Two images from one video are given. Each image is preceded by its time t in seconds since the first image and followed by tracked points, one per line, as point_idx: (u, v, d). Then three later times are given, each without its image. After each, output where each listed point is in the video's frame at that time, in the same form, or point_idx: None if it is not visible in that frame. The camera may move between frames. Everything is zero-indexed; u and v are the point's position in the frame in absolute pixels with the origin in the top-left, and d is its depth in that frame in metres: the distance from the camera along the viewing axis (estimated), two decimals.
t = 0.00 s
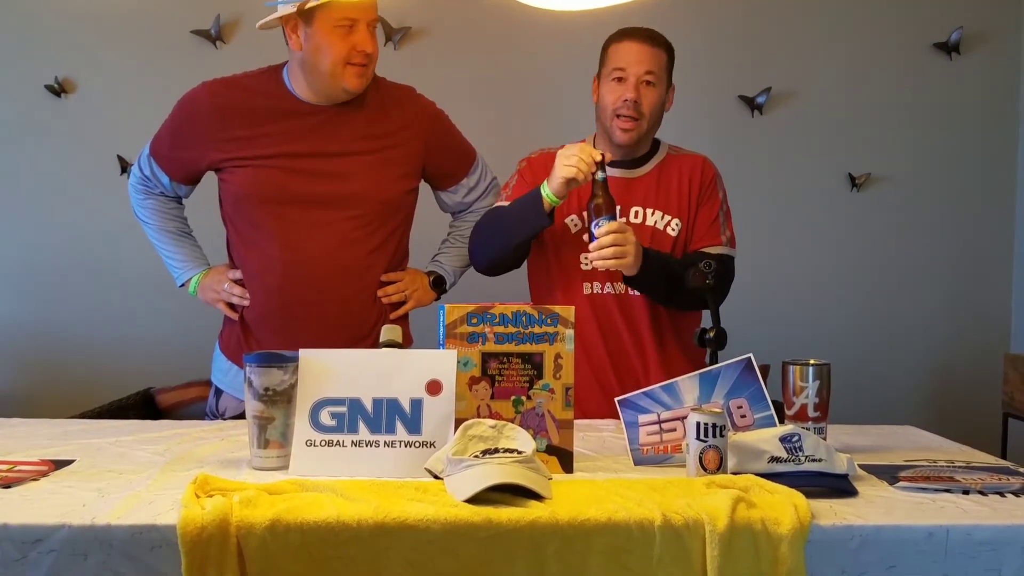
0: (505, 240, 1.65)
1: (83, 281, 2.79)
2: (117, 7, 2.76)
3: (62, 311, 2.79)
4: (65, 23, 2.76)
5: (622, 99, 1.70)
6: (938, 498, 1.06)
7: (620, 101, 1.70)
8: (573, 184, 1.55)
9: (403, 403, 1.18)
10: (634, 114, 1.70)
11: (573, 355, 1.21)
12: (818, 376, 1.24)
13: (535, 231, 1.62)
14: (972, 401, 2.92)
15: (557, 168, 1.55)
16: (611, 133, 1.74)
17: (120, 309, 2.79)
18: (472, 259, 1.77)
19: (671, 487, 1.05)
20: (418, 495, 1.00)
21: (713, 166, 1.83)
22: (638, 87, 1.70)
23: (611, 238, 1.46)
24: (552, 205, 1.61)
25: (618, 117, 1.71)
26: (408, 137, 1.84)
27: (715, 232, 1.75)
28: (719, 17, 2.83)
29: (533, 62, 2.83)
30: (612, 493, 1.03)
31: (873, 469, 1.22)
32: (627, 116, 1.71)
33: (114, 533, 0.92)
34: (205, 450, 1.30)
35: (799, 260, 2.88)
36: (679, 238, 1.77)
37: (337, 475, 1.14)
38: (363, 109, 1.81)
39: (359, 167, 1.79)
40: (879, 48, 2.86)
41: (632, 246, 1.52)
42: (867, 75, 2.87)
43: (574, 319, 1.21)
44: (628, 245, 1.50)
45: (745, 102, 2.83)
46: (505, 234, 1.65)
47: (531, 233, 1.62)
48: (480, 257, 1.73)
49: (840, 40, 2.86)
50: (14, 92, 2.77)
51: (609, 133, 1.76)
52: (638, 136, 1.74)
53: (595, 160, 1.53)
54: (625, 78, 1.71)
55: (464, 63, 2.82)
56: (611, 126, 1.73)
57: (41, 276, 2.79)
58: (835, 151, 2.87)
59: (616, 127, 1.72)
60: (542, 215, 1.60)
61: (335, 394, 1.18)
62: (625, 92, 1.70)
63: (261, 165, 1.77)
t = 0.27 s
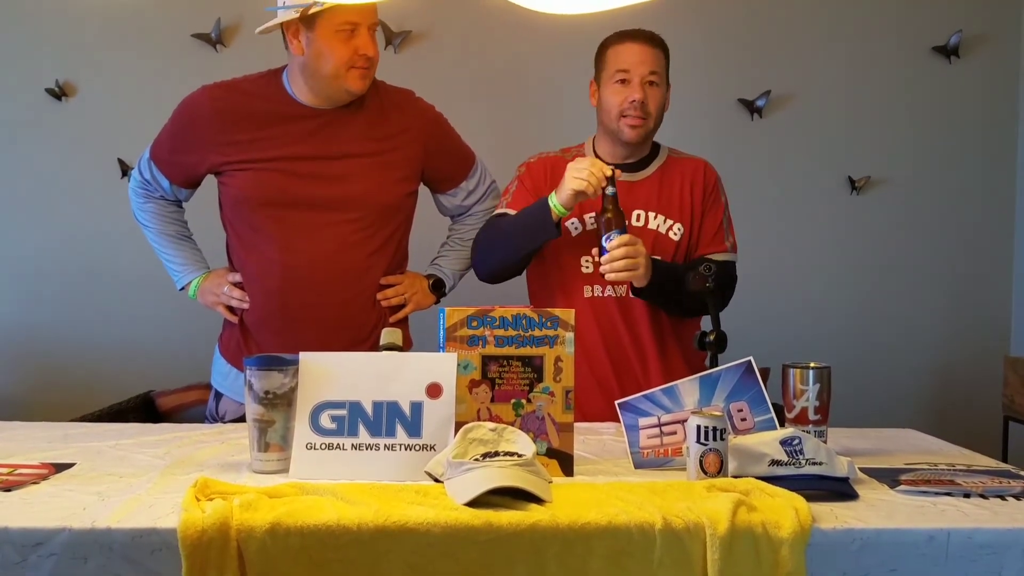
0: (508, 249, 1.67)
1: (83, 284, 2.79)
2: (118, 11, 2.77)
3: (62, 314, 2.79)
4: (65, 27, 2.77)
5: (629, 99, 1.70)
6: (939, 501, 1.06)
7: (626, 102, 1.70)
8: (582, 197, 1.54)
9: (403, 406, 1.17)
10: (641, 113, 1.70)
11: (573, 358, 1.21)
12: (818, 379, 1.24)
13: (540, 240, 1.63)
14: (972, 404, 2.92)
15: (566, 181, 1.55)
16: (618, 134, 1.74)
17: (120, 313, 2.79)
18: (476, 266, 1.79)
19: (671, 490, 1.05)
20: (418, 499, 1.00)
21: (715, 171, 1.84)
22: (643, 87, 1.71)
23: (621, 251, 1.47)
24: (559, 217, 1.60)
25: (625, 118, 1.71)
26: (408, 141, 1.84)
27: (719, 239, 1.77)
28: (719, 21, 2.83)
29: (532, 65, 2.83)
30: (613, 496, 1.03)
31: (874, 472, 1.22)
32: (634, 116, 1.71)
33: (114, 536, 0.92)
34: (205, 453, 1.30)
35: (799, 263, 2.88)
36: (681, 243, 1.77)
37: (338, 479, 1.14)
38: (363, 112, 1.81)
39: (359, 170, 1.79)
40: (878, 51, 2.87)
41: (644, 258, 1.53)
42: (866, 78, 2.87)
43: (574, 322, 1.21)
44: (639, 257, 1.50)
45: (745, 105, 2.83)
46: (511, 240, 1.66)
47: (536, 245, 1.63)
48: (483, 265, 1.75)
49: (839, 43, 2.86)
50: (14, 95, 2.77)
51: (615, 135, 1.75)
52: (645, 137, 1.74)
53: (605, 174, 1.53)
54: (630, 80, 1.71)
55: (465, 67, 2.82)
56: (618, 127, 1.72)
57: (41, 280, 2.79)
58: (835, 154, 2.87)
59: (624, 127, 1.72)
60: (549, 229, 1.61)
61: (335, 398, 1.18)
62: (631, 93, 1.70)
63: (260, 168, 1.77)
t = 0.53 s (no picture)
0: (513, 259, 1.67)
1: (85, 289, 2.79)
2: (121, 19, 2.78)
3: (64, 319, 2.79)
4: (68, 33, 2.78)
5: (630, 104, 1.70)
6: (941, 507, 1.05)
7: (627, 108, 1.71)
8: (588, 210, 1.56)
9: (405, 412, 1.18)
10: (643, 116, 1.70)
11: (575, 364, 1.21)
12: (820, 386, 1.24)
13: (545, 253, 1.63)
14: (974, 410, 2.91)
15: (572, 194, 1.57)
16: (622, 139, 1.73)
17: (122, 318, 2.80)
18: (478, 274, 1.78)
19: (673, 497, 1.05)
20: (420, 505, 1.00)
21: (717, 179, 1.84)
22: (642, 91, 1.72)
23: (630, 262, 1.49)
24: (563, 229, 1.62)
25: (628, 123, 1.71)
26: (408, 146, 1.85)
27: (722, 245, 1.77)
28: (720, 27, 2.84)
29: (534, 71, 2.83)
30: (615, 502, 1.02)
31: (876, 478, 1.22)
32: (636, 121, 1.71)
33: (116, 542, 0.92)
34: (207, 459, 1.30)
35: (801, 268, 2.88)
36: (684, 248, 1.77)
37: (339, 485, 1.14)
38: (364, 118, 1.81)
39: (359, 175, 1.79)
40: (880, 57, 2.87)
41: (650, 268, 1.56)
42: (868, 83, 2.87)
43: (576, 328, 1.20)
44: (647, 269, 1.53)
45: (746, 111, 2.84)
46: (513, 248, 1.66)
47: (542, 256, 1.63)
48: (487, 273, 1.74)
49: (840, 49, 2.86)
50: (17, 102, 2.78)
51: (620, 141, 1.75)
52: (648, 139, 1.74)
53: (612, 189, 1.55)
54: (628, 85, 1.72)
55: (466, 73, 2.82)
56: (621, 132, 1.72)
57: (43, 285, 2.79)
58: (837, 160, 2.87)
59: (628, 132, 1.72)
60: (554, 240, 1.61)
61: (336, 403, 1.19)
62: (631, 98, 1.71)
63: (261, 173, 1.78)
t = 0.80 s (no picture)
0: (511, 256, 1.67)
1: (85, 296, 2.79)
2: (123, 26, 2.79)
3: (64, 326, 2.79)
4: (70, 40, 2.78)
5: (628, 109, 1.71)
6: (942, 515, 1.05)
7: (625, 113, 1.71)
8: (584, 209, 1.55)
9: (406, 419, 1.18)
10: (641, 121, 1.71)
11: (576, 371, 1.21)
12: (821, 393, 1.24)
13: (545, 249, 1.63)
14: (975, 417, 2.91)
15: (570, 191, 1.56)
16: (622, 145, 1.74)
17: (122, 325, 2.80)
18: (477, 275, 1.79)
19: (674, 504, 1.05)
20: (420, 512, 1.00)
21: (718, 187, 1.84)
22: (639, 96, 1.72)
23: (636, 276, 1.51)
24: (563, 225, 1.61)
25: (627, 128, 1.71)
26: (409, 153, 1.85)
27: (722, 253, 1.77)
28: (720, 35, 2.85)
29: (534, 78, 2.84)
30: (616, 510, 1.02)
31: (877, 486, 1.22)
32: (635, 126, 1.71)
33: (116, 549, 0.92)
34: (207, 466, 1.30)
35: (801, 275, 2.88)
36: (685, 255, 1.77)
37: (340, 493, 1.14)
38: (364, 124, 1.82)
39: (359, 181, 1.79)
40: (879, 64, 2.88)
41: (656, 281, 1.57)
42: (867, 91, 2.88)
43: (577, 335, 1.21)
44: (652, 281, 1.54)
45: (746, 119, 2.84)
46: (512, 245, 1.67)
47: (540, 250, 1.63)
48: (485, 270, 1.74)
49: (840, 57, 2.87)
50: (19, 108, 2.78)
51: (619, 147, 1.75)
52: (648, 143, 1.74)
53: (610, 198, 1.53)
54: (625, 91, 1.72)
55: (467, 81, 2.83)
56: (621, 138, 1.73)
57: (43, 292, 2.79)
58: (837, 167, 2.88)
59: (628, 138, 1.72)
60: (553, 235, 1.61)
61: (336, 410, 1.18)
62: (628, 103, 1.71)
63: (262, 180, 1.78)
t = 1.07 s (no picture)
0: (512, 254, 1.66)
1: (86, 303, 2.79)
2: (125, 35, 2.80)
3: (64, 334, 2.79)
4: (73, 49, 2.79)
5: (627, 119, 1.71)
6: (943, 524, 1.05)
7: (624, 122, 1.71)
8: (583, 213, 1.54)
9: (406, 427, 1.18)
10: (641, 131, 1.71)
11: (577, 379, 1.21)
12: (822, 402, 1.23)
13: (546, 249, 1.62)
14: (976, 426, 2.90)
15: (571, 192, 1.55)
16: (621, 154, 1.74)
17: (122, 333, 2.80)
18: (477, 275, 1.79)
19: (675, 513, 1.05)
20: (421, 521, 1.00)
21: (718, 196, 1.85)
22: (639, 105, 1.72)
23: (638, 285, 1.52)
24: (565, 225, 1.61)
25: (626, 138, 1.72)
26: (409, 161, 1.85)
27: (723, 262, 1.77)
28: (720, 44, 2.86)
29: (535, 87, 2.85)
30: (617, 519, 1.02)
31: (878, 495, 1.22)
32: (634, 135, 1.72)
33: (116, 558, 0.92)
34: (207, 475, 1.30)
35: (801, 283, 2.89)
36: (685, 264, 1.77)
37: (340, 501, 1.14)
38: (364, 133, 1.82)
39: (359, 189, 1.80)
40: (879, 74, 2.89)
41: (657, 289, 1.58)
42: (867, 100, 2.89)
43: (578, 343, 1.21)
44: (654, 290, 1.56)
45: (746, 127, 2.85)
46: (512, 245, 1.67)
47: (540, 249, 1.62)
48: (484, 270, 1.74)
49: (840, 66, 2.88)
50: (21, 117, 2.79)
51: (619, 156, 1.76)
52: (648, 152, 1.74)
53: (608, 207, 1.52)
54: (624, 100, 1.73)
55: (468, 90, 2.84)
56: (620, 148, 1.73)
57: (43, 300, 2.79)
58: (836, 175, 2.88)
59: (627, 148, 1.72)
60: (555, 234, 1.60)
61: (337, 419, 1.18)
62: (628, 112, 1.72)
63: (262, 188, 1.78)
